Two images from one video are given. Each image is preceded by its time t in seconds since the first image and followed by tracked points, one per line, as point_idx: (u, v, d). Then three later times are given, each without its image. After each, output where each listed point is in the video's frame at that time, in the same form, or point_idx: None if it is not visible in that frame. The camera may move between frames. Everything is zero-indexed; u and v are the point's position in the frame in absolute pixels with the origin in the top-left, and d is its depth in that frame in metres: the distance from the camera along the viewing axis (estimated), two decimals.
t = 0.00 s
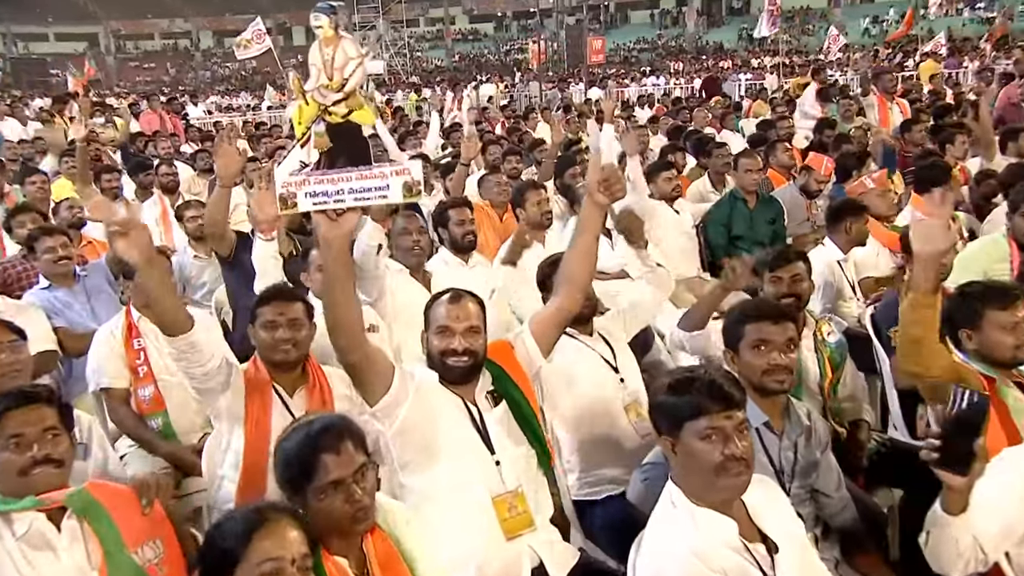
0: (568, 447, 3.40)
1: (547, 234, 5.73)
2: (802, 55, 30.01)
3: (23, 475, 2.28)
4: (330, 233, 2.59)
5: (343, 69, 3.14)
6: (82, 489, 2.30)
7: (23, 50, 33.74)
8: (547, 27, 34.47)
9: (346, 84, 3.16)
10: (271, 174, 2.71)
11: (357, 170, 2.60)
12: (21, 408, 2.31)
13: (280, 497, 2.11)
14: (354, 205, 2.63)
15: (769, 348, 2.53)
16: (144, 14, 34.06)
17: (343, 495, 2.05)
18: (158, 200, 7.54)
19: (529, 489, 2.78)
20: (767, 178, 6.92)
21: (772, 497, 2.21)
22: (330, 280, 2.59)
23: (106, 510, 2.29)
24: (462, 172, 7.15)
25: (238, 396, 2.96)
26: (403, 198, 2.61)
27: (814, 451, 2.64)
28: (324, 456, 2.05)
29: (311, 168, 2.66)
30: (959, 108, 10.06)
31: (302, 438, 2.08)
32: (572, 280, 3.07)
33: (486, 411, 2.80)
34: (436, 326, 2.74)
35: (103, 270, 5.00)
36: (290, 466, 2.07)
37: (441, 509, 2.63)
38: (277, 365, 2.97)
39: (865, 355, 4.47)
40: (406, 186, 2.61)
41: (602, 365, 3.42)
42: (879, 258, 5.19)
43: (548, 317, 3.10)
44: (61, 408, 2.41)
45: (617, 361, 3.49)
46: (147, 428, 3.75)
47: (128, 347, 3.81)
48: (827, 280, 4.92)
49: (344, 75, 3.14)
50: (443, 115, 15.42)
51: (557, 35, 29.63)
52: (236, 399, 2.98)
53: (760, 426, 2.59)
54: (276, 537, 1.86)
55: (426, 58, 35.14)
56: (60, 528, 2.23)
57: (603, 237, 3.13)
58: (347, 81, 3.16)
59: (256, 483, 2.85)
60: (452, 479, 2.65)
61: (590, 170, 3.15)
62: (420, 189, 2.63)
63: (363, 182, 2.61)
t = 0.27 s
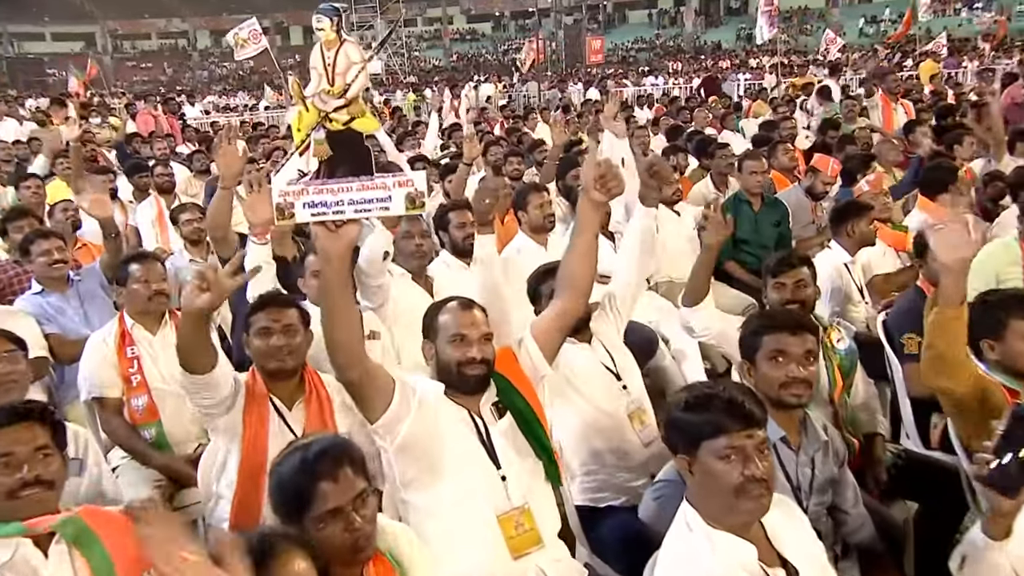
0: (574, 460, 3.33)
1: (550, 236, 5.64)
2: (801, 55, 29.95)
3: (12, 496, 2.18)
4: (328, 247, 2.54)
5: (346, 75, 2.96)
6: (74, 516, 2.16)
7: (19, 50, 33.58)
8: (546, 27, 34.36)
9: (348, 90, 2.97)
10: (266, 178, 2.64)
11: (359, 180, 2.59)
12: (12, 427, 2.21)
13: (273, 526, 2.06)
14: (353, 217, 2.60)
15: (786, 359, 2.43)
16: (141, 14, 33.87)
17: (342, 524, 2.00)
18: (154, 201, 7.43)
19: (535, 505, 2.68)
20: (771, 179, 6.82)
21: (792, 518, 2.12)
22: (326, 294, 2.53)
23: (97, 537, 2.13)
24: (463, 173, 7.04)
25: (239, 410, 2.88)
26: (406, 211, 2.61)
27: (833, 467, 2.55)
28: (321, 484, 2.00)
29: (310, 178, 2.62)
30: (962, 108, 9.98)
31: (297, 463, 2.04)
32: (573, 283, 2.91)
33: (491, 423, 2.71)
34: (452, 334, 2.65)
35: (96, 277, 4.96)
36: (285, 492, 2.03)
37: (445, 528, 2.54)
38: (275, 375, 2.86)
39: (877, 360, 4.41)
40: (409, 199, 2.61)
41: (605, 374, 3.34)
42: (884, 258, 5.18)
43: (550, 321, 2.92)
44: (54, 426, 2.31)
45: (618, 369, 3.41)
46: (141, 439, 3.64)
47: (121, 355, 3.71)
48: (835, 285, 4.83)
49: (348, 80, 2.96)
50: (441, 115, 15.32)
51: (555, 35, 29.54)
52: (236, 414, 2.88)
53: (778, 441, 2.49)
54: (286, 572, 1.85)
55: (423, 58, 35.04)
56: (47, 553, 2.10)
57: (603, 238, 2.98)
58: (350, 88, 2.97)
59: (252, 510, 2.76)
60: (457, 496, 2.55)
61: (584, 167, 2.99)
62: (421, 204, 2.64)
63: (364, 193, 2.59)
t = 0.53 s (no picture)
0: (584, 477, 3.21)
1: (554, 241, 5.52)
2: (800, 55, 29.90)
3: None
4: (321, 257, 2.34)
5: (334, 73, 3.13)
6: (61, 553, 1.74)
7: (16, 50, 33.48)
8: (544, 27, 34.29)
9: (336, 90, 3.16)
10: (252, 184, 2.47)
11: (349, 185, 2.36)
12: None
13: (274, 559, 2.00)
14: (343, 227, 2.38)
15: (808, 374, 2.41)
16: (138, 13, 33.68)
17: (347, 554, 1.95)
18: (149, 203, 7.30)
19: (542, 526, 2.56)
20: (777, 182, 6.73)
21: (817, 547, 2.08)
22: (318, 304, 2.36)
23: None
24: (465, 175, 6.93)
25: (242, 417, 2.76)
26: (400, 218, 2.35)
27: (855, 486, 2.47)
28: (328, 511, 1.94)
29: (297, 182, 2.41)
30: (967, 109, 9.90)
31: (299, 488, 1.99)
32: (578, 289, 2.72)
33: (494, 440, 2.61)
34: (455, 346, 2.55)
35: (90, 282, 4.81)
36: (287, 518, 1.97)
37: (446, 551, 2.42)
38: (284, 398, 2.79)
39: (892, 368, 4.31)
40: (402, 205, 2.36)
41: (610, 387, 3.22)
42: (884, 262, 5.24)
43: (555, 329, 2.71)
44: (41, 448, 2.21)
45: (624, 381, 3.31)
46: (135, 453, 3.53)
47: (114, 365, 3.59)
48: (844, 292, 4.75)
49: (335, 80, 3.13)
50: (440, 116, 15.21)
51: (554, 35, 29.47)
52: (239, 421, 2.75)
53: (802, 462, 2.41)
54: None
55: (421, 58, 34.91)
56: None
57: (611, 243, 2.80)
58: (338, 86, 3.15)
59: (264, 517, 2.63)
60: (459, 517, 2.44)
61: (598, 170, 2.84)
62: (414, 211, 2.38)
63: (354, 198, 2.35)
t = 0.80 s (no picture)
0: (592, 492, 3.09)
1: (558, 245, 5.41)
2: (797, 55, 29.85)
3: None
4: (308, 264, 2.21)
5: (331, 73, 2.87)
6: None
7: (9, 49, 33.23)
8: (541, 27, 34.17)
9: (332, 91, 2.89)
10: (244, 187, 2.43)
11: (341, 189, 2.30)
12: None
13: None
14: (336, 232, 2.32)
15: (838, 392, 2.37)
16: (134, 13, 33.49)
17: None
18: (143, 204, 7.16)
19: (549, 549, 2.46)
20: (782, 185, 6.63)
21: None
22: (310, 313, 2.20)
23: None
24: (464, 176, 6.82)
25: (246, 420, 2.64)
26: (392, 224, 2.30)
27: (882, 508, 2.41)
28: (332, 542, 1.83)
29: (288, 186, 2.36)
30: (968, 109, 9.84)
31: (302, 516, 1.88)
32: (591, 304, 2.64)
33: (499, 459, 2.47)
34: (453, 360, 2.42)
35: (84, 288, 4.69)
36: (289, 546, 1.87)
37: None
38: (286, 403, 2.67)
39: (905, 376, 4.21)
40: (396, 210, 2.30)
41: (616, 401, 3.11)
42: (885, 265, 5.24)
43: (565, 344, 2.64)
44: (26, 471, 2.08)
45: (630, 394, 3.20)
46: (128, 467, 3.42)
47: (105, 375, 3.47)
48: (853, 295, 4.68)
49: (334, 81, 2.87)
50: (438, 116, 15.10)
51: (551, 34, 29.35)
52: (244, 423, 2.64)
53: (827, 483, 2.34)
54: None
55: (418, 58, 34.77)
56: None
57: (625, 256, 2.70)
58: (335, 88, 2.88)
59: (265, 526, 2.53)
60: (463, 540, 2.33)
61: (609, 176, 2.76)
62: (409, 215, 2.32)
63: (346, 203, 2.29)
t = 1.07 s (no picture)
0: (602, 508, 3.00)
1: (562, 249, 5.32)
2: (796, 55, 29.81)
3: None
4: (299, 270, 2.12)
5: (321, 73, 2.72)
6: None
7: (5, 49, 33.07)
8: (539, 27, 34.09)
9: (323, 92, 2.73)
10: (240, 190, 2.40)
11: (335, 192, 2.23)
12: None
13: None
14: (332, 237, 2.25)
15: (869, 409, 2.34)
16: (130, 13, 33.31)
17: None
18: (140, 207, 7.05)
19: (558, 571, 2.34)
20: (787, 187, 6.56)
21: None
22: (303, 322, 2.12)
23: None
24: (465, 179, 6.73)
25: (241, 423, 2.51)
26: (388, 228, 2.24)
27: (909, 529, 2.33)
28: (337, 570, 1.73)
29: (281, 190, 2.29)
30: (971, 109, 9.79)
31: (305, 541, 1.79)
32: (609, 324, 2.65)
33: (509, 476, 2.36)
34: (440, 373, 2.33)
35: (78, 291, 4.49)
36: (291, 574, 1.77)
37: None
38: (282, 413, 2.53)
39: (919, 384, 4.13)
40: (392, 213, 2.25)
41: (625, 413, 3.01)
42: (896, 260, 5.14)
43: (585, 364, 2.67)
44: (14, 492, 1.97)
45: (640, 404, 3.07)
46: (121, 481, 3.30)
47: (97, 386, 3.37)
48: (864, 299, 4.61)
49: (325, 81, 2.72)
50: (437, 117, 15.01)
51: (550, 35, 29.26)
52: (238, 427, 2.50)
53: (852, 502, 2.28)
54: None
55: (416, 58, 34.66)
56: None
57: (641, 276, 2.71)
58: (327, 88, 2.74)
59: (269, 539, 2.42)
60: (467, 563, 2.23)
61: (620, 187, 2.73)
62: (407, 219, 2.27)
63: (341, 207, 2.22)
